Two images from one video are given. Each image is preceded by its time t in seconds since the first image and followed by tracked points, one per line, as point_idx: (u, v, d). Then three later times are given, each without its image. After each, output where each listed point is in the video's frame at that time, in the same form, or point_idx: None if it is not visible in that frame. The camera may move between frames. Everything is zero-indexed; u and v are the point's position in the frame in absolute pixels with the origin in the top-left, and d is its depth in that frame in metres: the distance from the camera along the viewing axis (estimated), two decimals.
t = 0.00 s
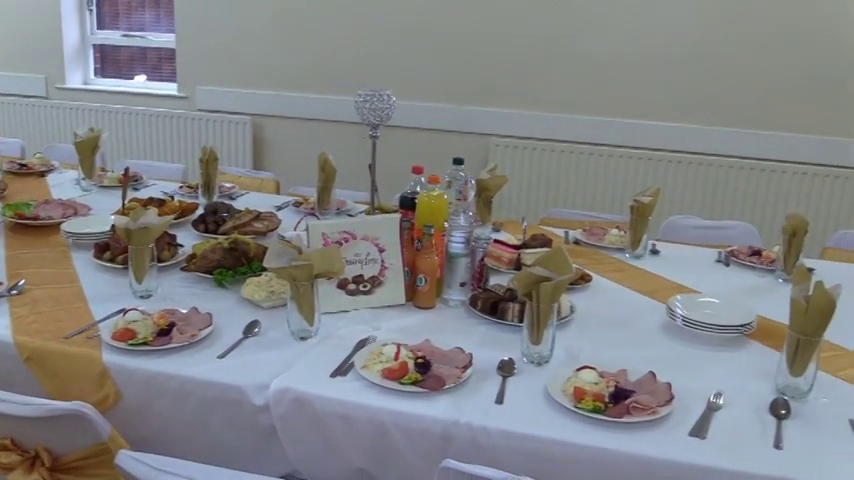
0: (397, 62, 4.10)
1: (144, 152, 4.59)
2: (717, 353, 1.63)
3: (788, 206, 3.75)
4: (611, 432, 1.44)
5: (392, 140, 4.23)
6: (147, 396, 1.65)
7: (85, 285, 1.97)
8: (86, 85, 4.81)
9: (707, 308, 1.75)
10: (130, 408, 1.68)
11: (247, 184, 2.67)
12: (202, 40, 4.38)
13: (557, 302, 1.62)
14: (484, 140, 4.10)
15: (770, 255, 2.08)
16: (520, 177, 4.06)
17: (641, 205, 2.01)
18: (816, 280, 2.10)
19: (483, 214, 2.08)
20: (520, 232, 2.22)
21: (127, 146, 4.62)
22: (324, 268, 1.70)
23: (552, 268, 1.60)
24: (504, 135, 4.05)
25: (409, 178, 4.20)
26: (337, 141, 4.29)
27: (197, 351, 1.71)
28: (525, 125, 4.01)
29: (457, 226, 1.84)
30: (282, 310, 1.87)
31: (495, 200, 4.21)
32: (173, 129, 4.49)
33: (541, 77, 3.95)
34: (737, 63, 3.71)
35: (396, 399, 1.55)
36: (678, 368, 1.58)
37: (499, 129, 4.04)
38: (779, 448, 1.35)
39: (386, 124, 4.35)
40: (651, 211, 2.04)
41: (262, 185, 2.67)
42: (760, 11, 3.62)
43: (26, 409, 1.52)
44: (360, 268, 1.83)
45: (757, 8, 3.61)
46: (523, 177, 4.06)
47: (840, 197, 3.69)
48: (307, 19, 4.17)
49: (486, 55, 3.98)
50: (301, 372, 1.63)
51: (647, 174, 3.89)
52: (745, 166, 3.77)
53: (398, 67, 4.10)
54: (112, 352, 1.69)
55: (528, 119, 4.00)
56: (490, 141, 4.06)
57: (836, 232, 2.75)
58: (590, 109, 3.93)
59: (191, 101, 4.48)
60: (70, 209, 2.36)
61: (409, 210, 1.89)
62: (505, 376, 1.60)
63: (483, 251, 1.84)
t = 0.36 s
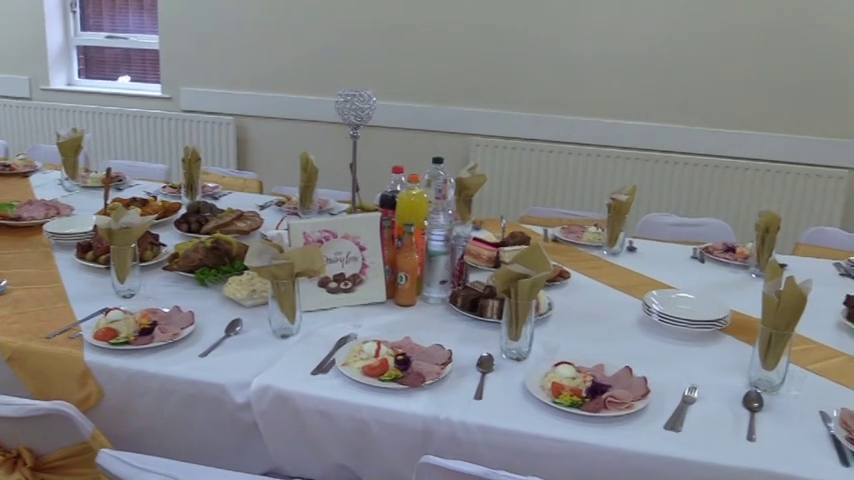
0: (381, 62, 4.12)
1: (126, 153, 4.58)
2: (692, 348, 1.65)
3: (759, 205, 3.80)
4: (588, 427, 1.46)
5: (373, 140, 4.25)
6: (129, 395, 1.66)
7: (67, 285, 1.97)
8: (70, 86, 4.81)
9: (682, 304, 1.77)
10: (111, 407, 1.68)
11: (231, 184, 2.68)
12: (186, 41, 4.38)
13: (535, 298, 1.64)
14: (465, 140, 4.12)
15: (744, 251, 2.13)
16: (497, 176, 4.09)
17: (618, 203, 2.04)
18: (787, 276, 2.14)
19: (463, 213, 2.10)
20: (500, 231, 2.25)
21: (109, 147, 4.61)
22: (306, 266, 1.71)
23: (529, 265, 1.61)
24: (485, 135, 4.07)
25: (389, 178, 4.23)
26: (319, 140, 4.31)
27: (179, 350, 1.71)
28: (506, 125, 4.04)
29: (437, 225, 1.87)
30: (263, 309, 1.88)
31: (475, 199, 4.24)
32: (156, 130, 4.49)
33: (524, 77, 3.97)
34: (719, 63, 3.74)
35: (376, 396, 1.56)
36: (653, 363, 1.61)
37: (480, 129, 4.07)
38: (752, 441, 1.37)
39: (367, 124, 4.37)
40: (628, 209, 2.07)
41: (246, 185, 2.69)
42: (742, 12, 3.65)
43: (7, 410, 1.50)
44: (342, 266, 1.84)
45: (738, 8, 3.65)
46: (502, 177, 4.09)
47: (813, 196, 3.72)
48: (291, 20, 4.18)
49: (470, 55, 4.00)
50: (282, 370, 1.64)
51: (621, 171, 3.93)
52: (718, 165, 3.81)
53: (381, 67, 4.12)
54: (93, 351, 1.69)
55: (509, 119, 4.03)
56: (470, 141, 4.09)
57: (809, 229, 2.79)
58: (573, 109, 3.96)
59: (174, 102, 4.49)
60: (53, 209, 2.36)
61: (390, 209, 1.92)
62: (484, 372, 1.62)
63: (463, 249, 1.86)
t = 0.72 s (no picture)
0: (364, 62, 4.14)
1: (108, 153, 4.57)
2: (667, 342, 1.68)
3: (733, 201, 3.84)
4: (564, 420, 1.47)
5: (355, 139, 4.26)
6: (110, 394, 1.66)
7: (49, 284, 1.98)
8: (53, 87, 4.80)
9: (657, 300, 1.80)
10: (93, 406, 1.68)
11: (213, 183, 2.70)
12: (168, 42, 4.39)
13: (513, 294, 1.66)
14: (446, 139, 4.14)
15: (718, 247, 2.17)
16: (476, 174, 4.12)
17: (595, 200, 2.06)
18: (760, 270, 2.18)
19: (443, 210, 2.13)
20: (480, 228, 2.28)
21: (92, 148, 4.60)
22: (286, 264, 1.72)
23: (506, 261, 1.63)
24: (466, 133, 4.10)
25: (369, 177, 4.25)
26: (301, 139, 4.32)
27: (160, 348, 1.72)
28: (488, 123, 4.06)
29: (417, 223, 1.89)
30: (244, 307, 1.89)
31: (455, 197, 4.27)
32: (139, 130, 4.49)
33: (506, 76, 4.00)
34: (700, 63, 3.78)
35: (356, 392, 1.58)
36: (629, 357, 1.63)
37: (462, 128, 4.09)
38: (725, 432, 1.39)
39: (348, 122, 4.39)
40: (605, 207, 2.08)
41: (228, 184, 2.71)
42: (723, 12, 3.68)
43: None
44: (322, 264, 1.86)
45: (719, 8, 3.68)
46: (481, 175, 4.12)
47: (787, 192, 3.77)
48: (275, 21, 4.19)
49: (453, 55, 4.03)
50: (263, 368, 1.65)
51: (596, 170, 3.98)
52: (693, 162, 3.86)
53: (364, 67, 4.14)
54: (74, 350, 1.70)
55: (491, 119, 4.05)
56: (451, 139, 4.12)
57: (783, 225, 2.83)
58: (556, 109, 3.99)
59: (158, 103, 4.49)
60: (35, 210, 2.37)
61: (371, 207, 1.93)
62: (463, 368, 1.63)
63: (442, 246, 1.88)
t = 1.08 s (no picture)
0: (348, 62, 4.15)
1: (90, 153, 4.57)
2: (644, 336, 1.70)
3: (709, 198, 3.88)
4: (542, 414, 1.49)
5: (338, 137, 4.28)
6: (92, 392, 1.66)
7: (32, 283, 1.98)
8: (37, 87, 4.79)
9: (634, 294, 1.82)
10: (76, 404, 1.68)
11: (196, 182, 2.71)
12: (152, 41, 4.39)
13: (492, 290, 1.67)
14: (428, 138, 4.16)
15: (694, 242, 2.19)
16: (456, 172, 4.14)
17: (573, 197, 2.09)
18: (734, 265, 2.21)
19: (424, 208, 2.15)
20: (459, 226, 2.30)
21: (75, 148, 4.59)
22: (267, 263, 1.73)
23: (485, 258, 1.64)
24: (446, 132, 4.12)
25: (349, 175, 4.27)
26: (284, 138, 4.33)
27: (142, 347, 1.73)
28: (471, 122, 4.09)
29: (397, 220, 1.90)
30: (227, 304, 1.91)
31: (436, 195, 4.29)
32: (123, 130, 4.48)
33: (490, 76, 4.02)
34: (683, 62, 3.81)
35: (337, 388, 1.59)
36: (606, 351, 1.64)
37: (443, 127, 4.11)
38: (700, 424, 1.41)
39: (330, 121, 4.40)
40: (583, 203, 2.11)
41: (212, 183, 2.72)
42: (705, 12, 3.71)
43: None
44: (304, 262, 1.87)
45: (702, 8, 3.71)
46: (462, 173, 4.14)
47: (762, 190, 3.81)
48: (260, 21, 4.20)
49: (437, 55, 4.05)
50: (245, 365, 1.66)
51: (575, 167, 4.01)
52: (669, 159, 3.89)
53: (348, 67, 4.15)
54: (56, 349, 1.70)
55: (475, 117, 4.07)
56: (431, 138, 4.14)
57: (757, 220, 2.86)
58: (540, 108, 4.02)
59: (142, 102, 4.49)
60: (17, 210, 2.37)
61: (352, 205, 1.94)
62: (443, 363, 1.65)
63: (423, 244, 1.90)
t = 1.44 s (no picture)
0: (334, 62, 4.17)
1: (75, 154, 4.57)
2: (620, 329, 1.73)
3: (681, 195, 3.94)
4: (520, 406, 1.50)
5: (322, 137, 4.30)
6: (76, 391, 1.67)
7: (15, 283, 1.99)
8: (22, 88, 4.80)
9: (610, 289, 1.85)
10: (59, 403, 1.69)
11: (181, 182, 2.74)
12: (136, 42, 4.39)
13: (471, 286, 1.69)
14: (410, 136, 4.19)
15: (669, 237, 2.23)
16: (437, 171, 4.18)
17: (551, 194, 2.13)
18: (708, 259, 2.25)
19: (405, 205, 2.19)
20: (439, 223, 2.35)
21: (60, 148, 4.59)
22: (249, 260, 1.74)
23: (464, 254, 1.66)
24: (427, 130, 4.15)
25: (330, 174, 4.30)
26: (268, 137, 4.36)
27: (125, 345, 1.74)
28: (454, 121, 4.11)
29: (378, 218, 1.93)
30: (209, 302, 1.92)
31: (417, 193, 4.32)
32: (108, 130, 4.49)
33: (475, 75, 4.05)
34: (666, 62, 3.85)
35: (318, 384, 1.60)
36: (583, 345, 1.67)
37: (425, 126, 4.14)
38: (674, 415, 1.42)
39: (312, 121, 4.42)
40: (560, 200, 2.15)
41: (196, 183, 2.75)
42: (688, 12, 3.75)
43: None
44: (286, 259, 1.89)
45: (685, 9, 3.75)
46: (442, 171, 4.18)
47: (736, 186, 3.87)
48: (245, 23, 4.21)
49: (422, 55, 4.07)
50: (226, 362, 1.67)
51: (553, 165, 4.05)
52: (651, 157, 3.93)
53: (333, 67, 4.18)
54: (39, 347, 1.71)
55: (459, 116, 4.10)
56: (415, 137, 4.16)
57: (730, 216, 2.90)
58: (524, 106, 4.05)
59: (127, 103, 4.50)
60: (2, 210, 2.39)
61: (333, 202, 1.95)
62: (423, 358, 1.66)
63: (403, 240, 1.93)
